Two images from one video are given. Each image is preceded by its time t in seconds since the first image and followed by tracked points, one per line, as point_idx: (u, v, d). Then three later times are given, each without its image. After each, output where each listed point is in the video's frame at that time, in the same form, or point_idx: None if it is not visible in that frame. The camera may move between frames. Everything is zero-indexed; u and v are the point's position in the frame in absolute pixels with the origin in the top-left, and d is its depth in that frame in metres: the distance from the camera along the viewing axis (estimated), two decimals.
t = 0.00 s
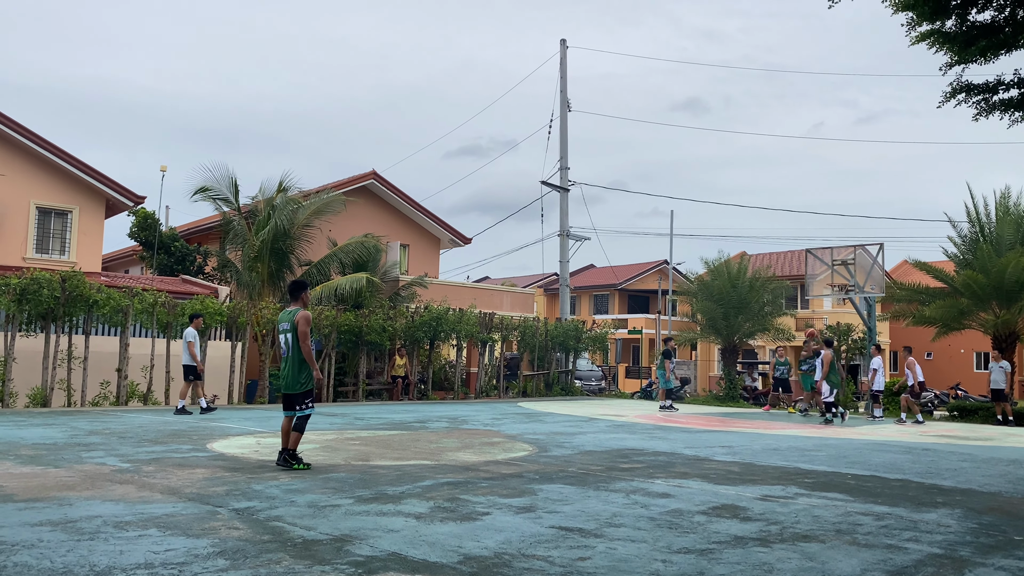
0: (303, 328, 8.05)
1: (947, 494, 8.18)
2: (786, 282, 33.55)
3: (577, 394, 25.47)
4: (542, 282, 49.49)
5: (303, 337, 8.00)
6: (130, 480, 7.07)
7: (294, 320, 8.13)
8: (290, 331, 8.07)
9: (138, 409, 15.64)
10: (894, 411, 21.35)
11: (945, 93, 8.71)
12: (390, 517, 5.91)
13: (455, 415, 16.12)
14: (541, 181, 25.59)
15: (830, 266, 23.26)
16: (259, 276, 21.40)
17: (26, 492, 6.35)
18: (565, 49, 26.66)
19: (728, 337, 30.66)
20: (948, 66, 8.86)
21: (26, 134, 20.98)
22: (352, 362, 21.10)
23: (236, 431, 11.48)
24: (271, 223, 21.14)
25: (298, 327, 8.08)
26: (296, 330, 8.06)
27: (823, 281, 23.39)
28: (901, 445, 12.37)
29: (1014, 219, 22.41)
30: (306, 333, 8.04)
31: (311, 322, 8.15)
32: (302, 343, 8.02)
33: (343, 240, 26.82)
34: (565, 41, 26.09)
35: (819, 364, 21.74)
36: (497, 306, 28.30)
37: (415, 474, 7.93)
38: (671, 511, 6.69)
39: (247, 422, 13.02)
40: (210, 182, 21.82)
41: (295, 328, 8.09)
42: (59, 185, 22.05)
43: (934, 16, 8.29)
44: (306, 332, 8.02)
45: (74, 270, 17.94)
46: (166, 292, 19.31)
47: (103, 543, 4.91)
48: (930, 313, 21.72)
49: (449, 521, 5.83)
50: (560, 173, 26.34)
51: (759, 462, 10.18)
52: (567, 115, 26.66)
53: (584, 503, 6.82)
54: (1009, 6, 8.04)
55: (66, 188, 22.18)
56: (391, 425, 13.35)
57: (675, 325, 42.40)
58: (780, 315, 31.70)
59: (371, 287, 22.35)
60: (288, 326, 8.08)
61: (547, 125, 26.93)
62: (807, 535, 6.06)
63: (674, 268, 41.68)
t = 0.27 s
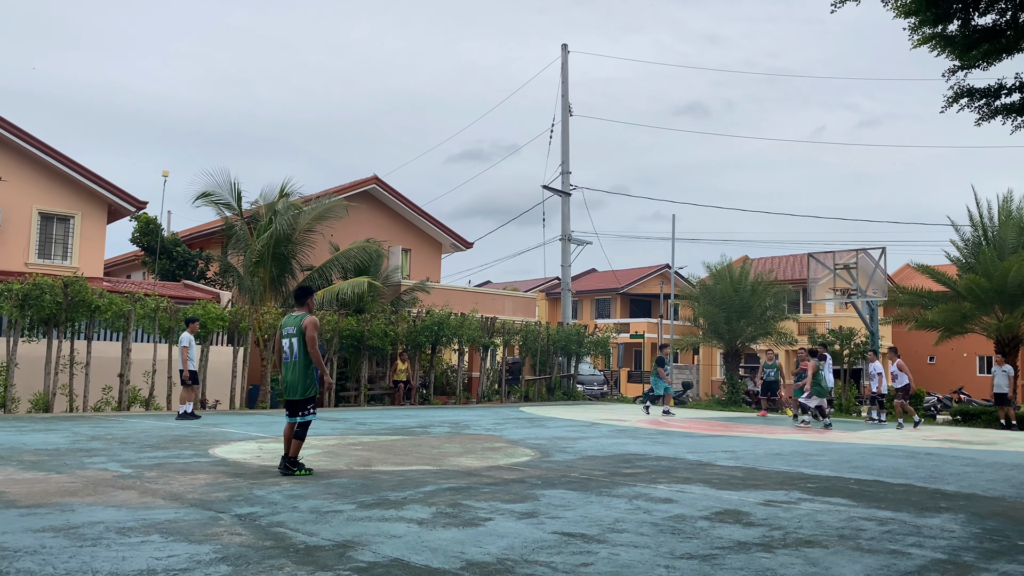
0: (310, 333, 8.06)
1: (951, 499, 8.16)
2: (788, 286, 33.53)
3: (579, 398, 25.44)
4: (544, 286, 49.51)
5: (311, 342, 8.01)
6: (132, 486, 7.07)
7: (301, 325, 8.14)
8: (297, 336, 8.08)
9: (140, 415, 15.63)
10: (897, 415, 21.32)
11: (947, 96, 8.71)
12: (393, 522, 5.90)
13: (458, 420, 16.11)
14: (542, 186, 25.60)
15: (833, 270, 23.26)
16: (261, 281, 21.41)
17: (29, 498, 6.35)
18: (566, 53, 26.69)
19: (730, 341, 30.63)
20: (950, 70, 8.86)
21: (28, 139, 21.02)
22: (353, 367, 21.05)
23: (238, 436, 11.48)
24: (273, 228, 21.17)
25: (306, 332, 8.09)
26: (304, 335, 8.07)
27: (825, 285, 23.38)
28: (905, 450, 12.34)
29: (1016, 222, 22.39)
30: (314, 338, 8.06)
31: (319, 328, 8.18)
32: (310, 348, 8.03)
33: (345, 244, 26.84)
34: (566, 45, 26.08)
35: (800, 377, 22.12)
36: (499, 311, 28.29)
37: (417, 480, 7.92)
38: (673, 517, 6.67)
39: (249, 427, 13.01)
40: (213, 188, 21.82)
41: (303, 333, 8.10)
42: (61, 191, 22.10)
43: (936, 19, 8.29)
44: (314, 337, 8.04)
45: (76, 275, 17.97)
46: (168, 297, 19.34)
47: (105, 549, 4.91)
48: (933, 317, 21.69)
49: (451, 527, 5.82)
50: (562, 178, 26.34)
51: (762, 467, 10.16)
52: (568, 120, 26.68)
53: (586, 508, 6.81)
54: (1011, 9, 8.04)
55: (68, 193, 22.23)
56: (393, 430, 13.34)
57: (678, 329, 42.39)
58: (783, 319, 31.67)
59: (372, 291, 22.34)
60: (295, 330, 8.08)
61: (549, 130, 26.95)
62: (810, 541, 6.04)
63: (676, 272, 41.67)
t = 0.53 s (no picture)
0: (315, 335, 8.05)
1: (957, 501, 8.13)
2: (792, 288, 33.48)
3: (583, 401, 25.42)
4: (548, 290, 49.53)
5: (318, 344, 8.01)
6: (137, 490, 7.07)
7: (307, 327, 8.12)
8: (303, 338, 8.05)
9: (144, 419, 15.65)
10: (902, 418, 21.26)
11: (951, 97, 8.68)
12: (397, 526, 5.89)
13: (462, 423, 16.10)
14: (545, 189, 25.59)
15: (837, 272, 23.22)
16: (265, 285, 21.43)
17: (33, 502, 6.35)
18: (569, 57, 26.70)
19: (735, 344, 30.59)
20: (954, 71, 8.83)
21: (32, 144, 21.07)
22: (357, 371, 21.04)
23: (242, 440, 11.48)
24: (277, 232, 21.20)
25: (310, 334, 8.08)
26: (308, 336, 8.07)
27: (829, 287, 23.33)
28: (910, 452, 12.30)
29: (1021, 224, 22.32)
30: (320, 340, 8.06)
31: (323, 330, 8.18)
32: (316, 350, 8.03)
33: (348, 248, 26.86)
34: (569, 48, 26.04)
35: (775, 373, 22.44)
36: (503, 314, 28.28)
37: (421, 483, 7.91)
38: (678, 520, 6.65)
39: (253, 431, 13.01)
40: (217, 193, 21.90)
41: (309, 335, 8.09)
42: (66, 195, 22.14)
43: (939, 21, 8.27)
44: (321, 339, 8.05)
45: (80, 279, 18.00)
46: (171, 301, 19.37)
47: (109, 553, 4.90)
48: (938, 319, 21.64)
49: (455, 531, 5.81)
50: (565, 181, 26.33)
51: (767, 470, 10.13)
52: (571, 122, 26.68)
53: (591, 512, 6.79)
54: (1015, 11, 8.03)
55: (73, 198, 22.28)
56: (397, 433, 13.33)
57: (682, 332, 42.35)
58: (787, 322, 31.62)
59: (376, 295, 22.33)
60: (300, 331, 8.06)
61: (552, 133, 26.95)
62: (816, 544, 6.01)
63: (680, 275, 41.66)
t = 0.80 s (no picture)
0: (314, 343, 8.03)
1: (966, 501, 8.10)
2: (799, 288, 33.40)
3: (590, 402, 25.40)
4: (554, 291, 49.53)
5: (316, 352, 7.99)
6: (145, 492, 7.10)
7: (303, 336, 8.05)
8: (301, 347, 7.99)
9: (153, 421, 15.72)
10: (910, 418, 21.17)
11: (958, 96, 8.67)
12: (404, 527, 5.90)
13: (468, 425, 16.09)
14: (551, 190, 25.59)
15: (844, 272, 23.14)
16: (272, 287, 21.48)
17: (42, 504, 6.38)
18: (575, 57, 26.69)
19: (742, 345, 30.54)
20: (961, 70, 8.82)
21: (40, 147, 21.16)
22: (364, 372, 21.07)
23: (249, 442, 11.51)
24: (284, 234, 21.26)
25: (309, 341, 8.04)
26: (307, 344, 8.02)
27: (837, 287, 23.25)
28: (919, 452, 12.26)
29: None
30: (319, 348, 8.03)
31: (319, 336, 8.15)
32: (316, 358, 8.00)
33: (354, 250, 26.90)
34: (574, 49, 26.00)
35: (766, 375, 22.52)
36: (509, 315, 28.28)
37: (428, 484, 7.92)
38: (686, 520, 6.64)
39: (261, 433, 13.02)
40: (224, 196, 21.94)
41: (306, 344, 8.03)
42: (74, 199, 22.24)
43: (946, 20, 8.26)
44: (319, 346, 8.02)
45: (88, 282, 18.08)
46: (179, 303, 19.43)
47: (118, 555, 4.92)
48: (946, 318, 21.54)
49: (463, 532, 5.81)
50: (571, 182, 26.33)
51: (774, 470, 10.11)
52: (577, 123, 26.67)
53: (598, 513, 6.79)
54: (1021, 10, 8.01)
55: (81, 201, 22.37)
56: (404, 435, 13.33)
57: (688, 332, 42.29)
58: (794, 322, 31.54)
59: (382, 296, 22.35)
60: (299, 339, 7.99)
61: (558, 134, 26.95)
62: (824, 544, 6.00)
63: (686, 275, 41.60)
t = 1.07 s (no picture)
0: (303, 343, 7.80)
1: (979, 498, 8.06)
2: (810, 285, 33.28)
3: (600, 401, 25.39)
4: (564, 289, 49.51)
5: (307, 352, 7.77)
6: (159, 492, 7.14)
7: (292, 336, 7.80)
8: (291, 348, 7.75)
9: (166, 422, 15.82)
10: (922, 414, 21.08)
11: (968, 92, 8.63)
12: (416, 526, 5.92)
13: (479, 423, 16.11)
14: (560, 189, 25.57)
15: (854, 268, 23.02)
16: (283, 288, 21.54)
17: (57, 504, 6.43)
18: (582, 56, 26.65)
19: (752, 342, 30.47)
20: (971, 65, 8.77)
21: (51, 150, 21.28)
22: (374, 372, 21.14)
23: (261, 441, 11.55)
24: (294, 235, 21.34)
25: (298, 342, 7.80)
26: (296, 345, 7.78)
27: (847, 284, 23.13)
28: (932, 449, 12.21)
29: None
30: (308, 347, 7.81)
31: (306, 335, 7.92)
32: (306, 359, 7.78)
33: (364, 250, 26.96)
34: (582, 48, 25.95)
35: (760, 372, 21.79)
36: (519, 314, 28.30)
37: (440, 483, 7.94)
38: (698, 518, 6.64)
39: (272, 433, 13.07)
40: (233, 198, 22.03)
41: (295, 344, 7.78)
42: (86, 201, 22.37)
43: (956, 15, 8.22)
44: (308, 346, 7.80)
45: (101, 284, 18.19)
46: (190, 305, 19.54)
47: (133, 554, 4.96)
48: (958, 314, 21.41)
49: (475, 530, 5.82)
50: (580, 180, 26.31)
51: (786, 468, 10.09)
52: (585, 122, 26.65)
53: (610, 511, 6.79)
54: None
55: (92, 203, 22.49)
56: (415, 434, 13.36)
57: (699, 330, 42.22)
58: (805, 319, 31.43)
59: (392, 296, 22.38)
60: (288, 341, 7.74)
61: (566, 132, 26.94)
62: (837, 542, 5.99)
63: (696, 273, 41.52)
